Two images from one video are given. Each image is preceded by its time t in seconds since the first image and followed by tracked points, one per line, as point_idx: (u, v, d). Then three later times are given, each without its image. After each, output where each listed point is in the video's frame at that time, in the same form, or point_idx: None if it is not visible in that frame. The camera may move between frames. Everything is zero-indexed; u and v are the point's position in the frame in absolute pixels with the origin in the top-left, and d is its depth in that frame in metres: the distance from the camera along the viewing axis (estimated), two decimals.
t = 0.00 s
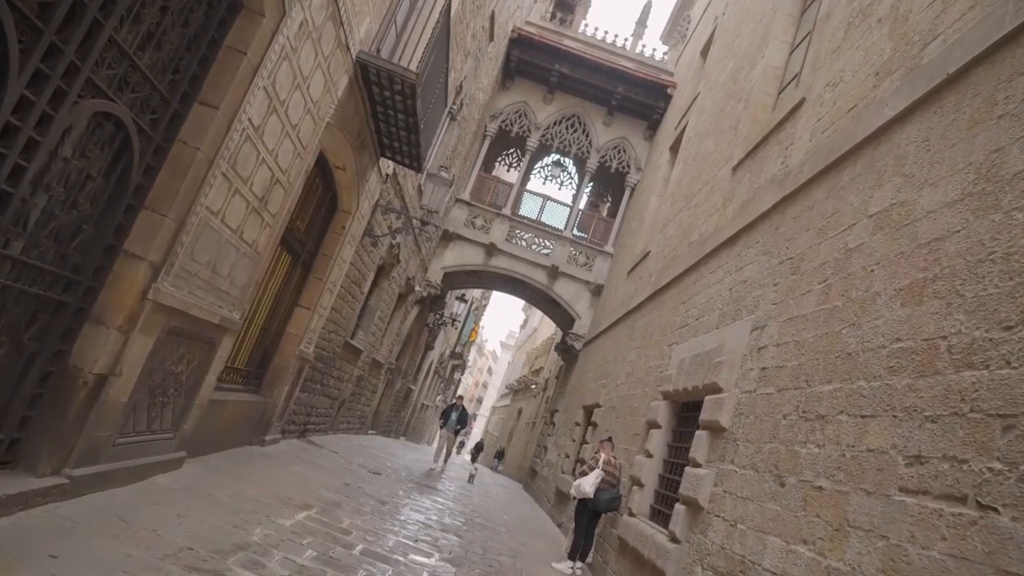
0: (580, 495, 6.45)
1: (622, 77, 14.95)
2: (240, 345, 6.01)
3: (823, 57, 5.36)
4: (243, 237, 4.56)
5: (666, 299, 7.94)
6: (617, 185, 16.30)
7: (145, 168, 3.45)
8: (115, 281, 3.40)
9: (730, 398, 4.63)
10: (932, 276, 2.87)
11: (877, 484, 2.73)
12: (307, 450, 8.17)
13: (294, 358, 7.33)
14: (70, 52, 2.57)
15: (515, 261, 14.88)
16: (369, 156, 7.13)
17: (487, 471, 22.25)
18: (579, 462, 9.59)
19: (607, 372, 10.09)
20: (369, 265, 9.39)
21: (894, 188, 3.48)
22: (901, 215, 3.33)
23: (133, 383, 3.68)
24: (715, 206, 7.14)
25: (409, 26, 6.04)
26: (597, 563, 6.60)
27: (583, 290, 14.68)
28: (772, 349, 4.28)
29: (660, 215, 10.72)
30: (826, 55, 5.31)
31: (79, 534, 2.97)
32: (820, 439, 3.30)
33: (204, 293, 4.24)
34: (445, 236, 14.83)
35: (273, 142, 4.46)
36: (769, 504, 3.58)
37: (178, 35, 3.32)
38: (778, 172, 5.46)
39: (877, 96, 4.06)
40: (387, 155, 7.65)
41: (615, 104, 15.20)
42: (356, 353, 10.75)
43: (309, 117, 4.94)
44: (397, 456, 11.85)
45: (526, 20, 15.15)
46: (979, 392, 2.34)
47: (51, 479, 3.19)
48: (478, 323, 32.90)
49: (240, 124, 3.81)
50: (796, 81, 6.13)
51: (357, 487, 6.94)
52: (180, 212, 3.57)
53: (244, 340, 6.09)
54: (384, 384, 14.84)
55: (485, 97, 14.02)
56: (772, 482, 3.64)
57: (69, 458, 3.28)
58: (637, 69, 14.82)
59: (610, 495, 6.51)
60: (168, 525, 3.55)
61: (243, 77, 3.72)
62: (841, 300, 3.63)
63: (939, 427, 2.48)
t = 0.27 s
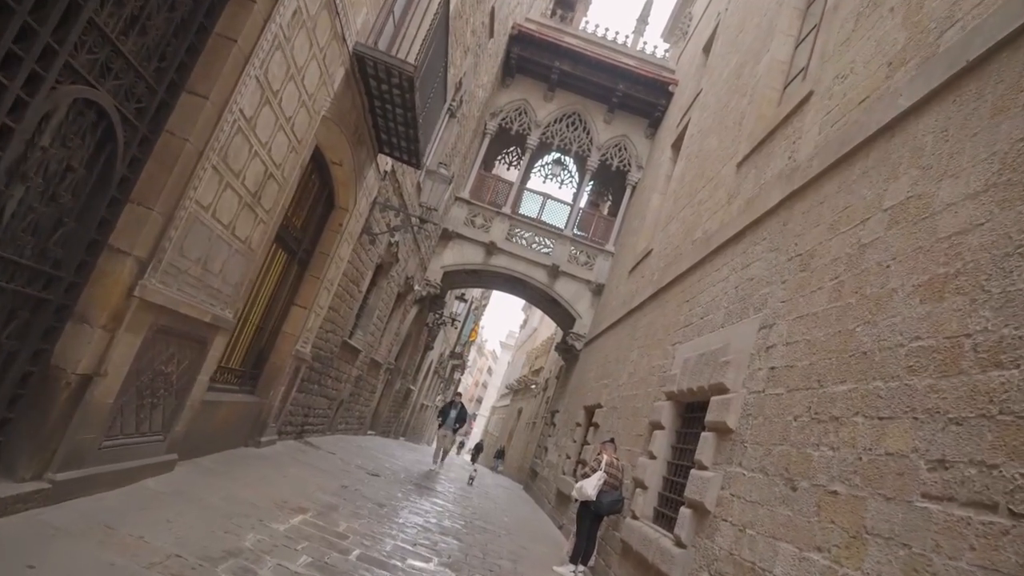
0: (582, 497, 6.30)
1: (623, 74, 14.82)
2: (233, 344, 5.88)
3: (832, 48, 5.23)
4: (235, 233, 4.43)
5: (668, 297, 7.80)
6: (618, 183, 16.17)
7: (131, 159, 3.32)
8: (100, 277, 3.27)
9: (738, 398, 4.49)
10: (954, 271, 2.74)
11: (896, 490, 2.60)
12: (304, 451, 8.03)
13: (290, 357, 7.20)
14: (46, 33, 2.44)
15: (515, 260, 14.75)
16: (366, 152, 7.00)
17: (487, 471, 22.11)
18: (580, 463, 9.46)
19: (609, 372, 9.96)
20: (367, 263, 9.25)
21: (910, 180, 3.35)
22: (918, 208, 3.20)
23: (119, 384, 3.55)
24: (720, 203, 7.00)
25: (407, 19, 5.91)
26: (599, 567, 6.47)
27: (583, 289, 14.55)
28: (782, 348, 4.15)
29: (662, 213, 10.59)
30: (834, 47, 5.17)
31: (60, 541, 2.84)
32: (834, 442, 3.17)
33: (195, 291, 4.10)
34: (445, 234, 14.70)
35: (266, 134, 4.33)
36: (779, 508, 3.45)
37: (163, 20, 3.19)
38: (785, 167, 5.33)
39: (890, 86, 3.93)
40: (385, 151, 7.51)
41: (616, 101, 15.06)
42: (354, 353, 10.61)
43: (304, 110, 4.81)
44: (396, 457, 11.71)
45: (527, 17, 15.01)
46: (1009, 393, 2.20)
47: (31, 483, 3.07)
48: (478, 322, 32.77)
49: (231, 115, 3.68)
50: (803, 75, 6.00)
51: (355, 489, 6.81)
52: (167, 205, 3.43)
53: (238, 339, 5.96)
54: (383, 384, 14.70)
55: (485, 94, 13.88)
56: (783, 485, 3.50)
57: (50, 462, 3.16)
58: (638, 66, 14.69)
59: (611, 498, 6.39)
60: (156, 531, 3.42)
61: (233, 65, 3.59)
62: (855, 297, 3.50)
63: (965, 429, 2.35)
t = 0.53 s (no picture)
0: (585, 500, 6.19)
1: (624, 72, 14.70)
2: (228, 343, 5.74)
3: (841, 39, 5.10)
4: (229, 227, 4.29)
5: (672, 296, 7.68)
6: (619, 182, 16.05)
7: (119, 150, 3.19)
8: (86, 273, 3.13)
9: (747, 399, 4.36)
10: (980, 264, 2.61)
11: (922, 495, 2.47)
12: (302, 453, 7.89)
13: (287, 357, 7.06)
14: (24, 11, 2.30)
15: (515, 259, 14.62)
16: (364, 148, 6.87)
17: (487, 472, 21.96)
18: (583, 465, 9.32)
19: (611, 372, 9.83)
20: (366, 262, 9.12)
21: (929, 171, 3.22)
22: (938, 199, 3.07)
23: (107, 384, 3.41)
24: (725, 200, 6.87)
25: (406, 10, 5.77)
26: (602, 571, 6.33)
27: (584, 288, 14.42)
28: (793, 347, 4.02)
29: (665, 211, 10.46)
30: (844, 38, 5.04)
31: (42, 549, 2.70)
32: (851, 443, 3.04)
33: (186, 287, 3.97)
34: (445, 234, 14.56)
35: (261, 126, 4.20)
36: (794, 513, 3.32)
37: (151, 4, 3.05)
38: (793, 161, 5.20)
39: (905, 76, 3.80)
40: (383, 147, 7.38)
41: (617, 99, 14.95)
42: (353, 353, 10.48)
43: (300, 102, 4.67)
44: (395, 459, 11.58)
45: (527, 15, 14.88)
46: None
47: (13, 488, 2.93)
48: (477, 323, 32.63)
49: (223, 105, 3.54)
50: (811, 68, 5.86)
51: (353, 492, 6.66)
52: (156, 198, 3.30)
53: (233, 338, 5.82)
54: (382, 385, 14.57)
55: (484, 92, 13.75)
56: (798, 489, 3.37)
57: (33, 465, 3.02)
58: (639, 64, 14.58)
59: (616, 500, 6.27)
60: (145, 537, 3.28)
61: (225, 53, 3.45)
62: (871, 293, 3.37)
63: (997, 431, 2.22)
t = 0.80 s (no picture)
0: (589, 503, 6.09)
1: (625, 71, 14.60)
2: (224, 343, 5.63)
3: (851, 32, 4.99)
4: (224, 224, 4.18)
5: (676, 295, 7.57)
6: (620, 181, 15.94)
7: (108, 142, 3.08)
8: (74, 269, 3.02)
9: (756, 400, 4.25)
10: (1006, 259, 2.50)
11: (948, 501, 2.36)
12: (300, 455, 7.77)
13: (285, 357, 6.95)
14: None
15: (515, 259, 14.50)
16: (364, 144, 6.76)
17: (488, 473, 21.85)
18: (585, 466, 9.21)
19: (614, 372, 9.72)
20: (365, 261, 9.01)
21: (948, 163, 3.11)
22: (959, 193, 2.96)
23: (98, 385, 3.30)
24: (730, 197, 6.76)
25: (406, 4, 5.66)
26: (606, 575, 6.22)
27: (585, 288, 14.31)
28: (804, 346, 3.91)
29: (667, 210, 10.36)
30: (854, 31, 4.93)
31: (26, 558, 2.58)
32: (869, 446, 2.93)
33: (180, 285, 3.85)
34: (444, 233, 14.45)
35: (257, 120, 4.08)
36: (808, 518, 3.20)
37: None
38: (802, 157, 5.09)
39: (920, 67, 3.69)
40: (382, 144, 7.27)
41: (618, 98, 14.84)
42: (352, 354, 10.36)
43: (297, 95, 4.56)
44: (395, 461, 11.46)
45: (527, 12, 14.78)
46: None
47: None
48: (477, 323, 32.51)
49: (217, 97, 3.43)
50: (819, 62, 5.76)
51: (353, 495, 6.54)
52: (148, 192, 3.19)
53: (230, 338, 5.70)
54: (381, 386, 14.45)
55: (485, 90, 13.64)
56: (812, 493, 3.26)
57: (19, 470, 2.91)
58: (640, 62, 14.48)
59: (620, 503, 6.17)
60: (136, 543, 3.17)
61: (219, 42, 3.34)
62: (887, 290, 3.25)
63: None
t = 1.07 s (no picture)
0: (593, 507, 5.97)
1: (627, 68, 14.48)
2: (220, 343, 5.50)
3: (862, 23, 4.86)
4: (218, 221, 4.05)
5: (680, 294, 7.44)
6: (621, 180, 15.83)
7: (94, 134, 2.95)
8: (58, 267, 2.89)
9: (767, 401, 4.12)
10: None
11: (979, 510, 2.23)
12: (298, 457, 7.64)
13: (283, 358, 6.82)
14: None
15: (516, 258, 14.38)
16: (362, 141, 6.63)
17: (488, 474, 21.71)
18: (588, 468, 9.09)
19: (616, 373, 9.59)
20: (364, 260, 8.88)
21: (972, 155, 2.98)
22: (983, 185, 2.83)
23: (85, 387, 3.17)
24: (736, 194, 6.63)
25: None
26: None
27: (586, 288, 14.19)
28: (818, 346, 3.78)
29: (670, 208, 10.23)
30: (866, 22, 4.81)
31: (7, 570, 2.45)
32: (890, 450, 2.81)
33: (172, 284, 3.72)
34: (445, 233, 14.32)
35: (251, 113, 3.95)
36: (825, 525, 3.07)
37: None
38: (811, 152, 4.97)
39: (938, 57, 3.56)
40: (381, 141, 7.14)
41: (619, 95, 14.72)
42: (351, 354, 10.24)
43: (294, 88, 4.43)
44: (396, 462, 11.33)
45: (527, 10, 14.65)
46: None
47: None
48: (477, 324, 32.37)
49: (210, 87, 3.30)
50: (828, 56, 5.63)
51: (351, 498, 6.41)
52: (136, 186, 3.06)
53: (225, 338, 5.57)
54: (381, 387, 14.32)
55: (485, 88, 13.51)
56: (829, 499, 3.13)
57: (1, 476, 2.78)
58: (642, 59, 14.37)
59: (624, 506, 6.05)
60: (125, 551, 3.04)
61: (210, 31, 3.22)
62: (907, 287, 3.12)
63: None
